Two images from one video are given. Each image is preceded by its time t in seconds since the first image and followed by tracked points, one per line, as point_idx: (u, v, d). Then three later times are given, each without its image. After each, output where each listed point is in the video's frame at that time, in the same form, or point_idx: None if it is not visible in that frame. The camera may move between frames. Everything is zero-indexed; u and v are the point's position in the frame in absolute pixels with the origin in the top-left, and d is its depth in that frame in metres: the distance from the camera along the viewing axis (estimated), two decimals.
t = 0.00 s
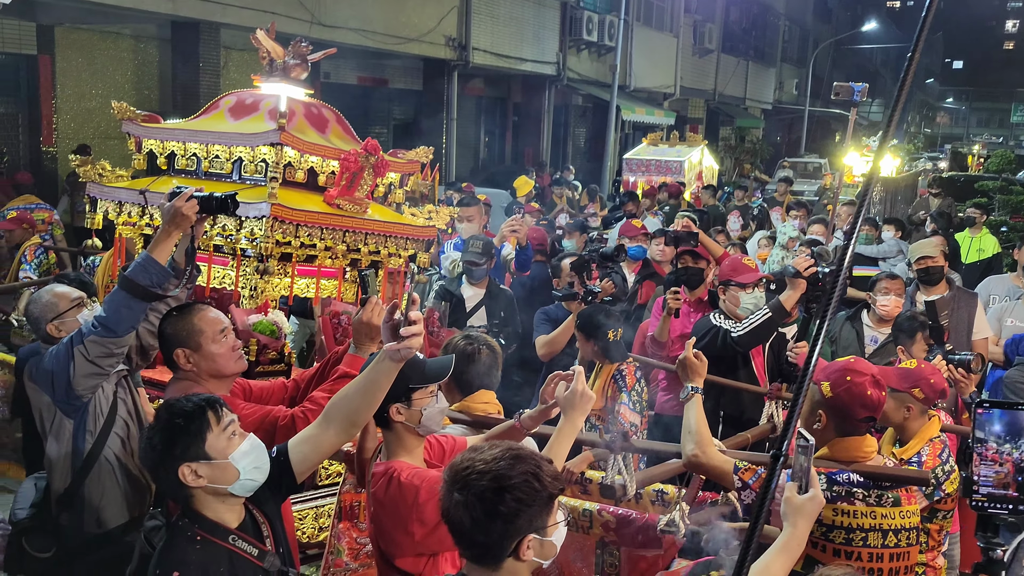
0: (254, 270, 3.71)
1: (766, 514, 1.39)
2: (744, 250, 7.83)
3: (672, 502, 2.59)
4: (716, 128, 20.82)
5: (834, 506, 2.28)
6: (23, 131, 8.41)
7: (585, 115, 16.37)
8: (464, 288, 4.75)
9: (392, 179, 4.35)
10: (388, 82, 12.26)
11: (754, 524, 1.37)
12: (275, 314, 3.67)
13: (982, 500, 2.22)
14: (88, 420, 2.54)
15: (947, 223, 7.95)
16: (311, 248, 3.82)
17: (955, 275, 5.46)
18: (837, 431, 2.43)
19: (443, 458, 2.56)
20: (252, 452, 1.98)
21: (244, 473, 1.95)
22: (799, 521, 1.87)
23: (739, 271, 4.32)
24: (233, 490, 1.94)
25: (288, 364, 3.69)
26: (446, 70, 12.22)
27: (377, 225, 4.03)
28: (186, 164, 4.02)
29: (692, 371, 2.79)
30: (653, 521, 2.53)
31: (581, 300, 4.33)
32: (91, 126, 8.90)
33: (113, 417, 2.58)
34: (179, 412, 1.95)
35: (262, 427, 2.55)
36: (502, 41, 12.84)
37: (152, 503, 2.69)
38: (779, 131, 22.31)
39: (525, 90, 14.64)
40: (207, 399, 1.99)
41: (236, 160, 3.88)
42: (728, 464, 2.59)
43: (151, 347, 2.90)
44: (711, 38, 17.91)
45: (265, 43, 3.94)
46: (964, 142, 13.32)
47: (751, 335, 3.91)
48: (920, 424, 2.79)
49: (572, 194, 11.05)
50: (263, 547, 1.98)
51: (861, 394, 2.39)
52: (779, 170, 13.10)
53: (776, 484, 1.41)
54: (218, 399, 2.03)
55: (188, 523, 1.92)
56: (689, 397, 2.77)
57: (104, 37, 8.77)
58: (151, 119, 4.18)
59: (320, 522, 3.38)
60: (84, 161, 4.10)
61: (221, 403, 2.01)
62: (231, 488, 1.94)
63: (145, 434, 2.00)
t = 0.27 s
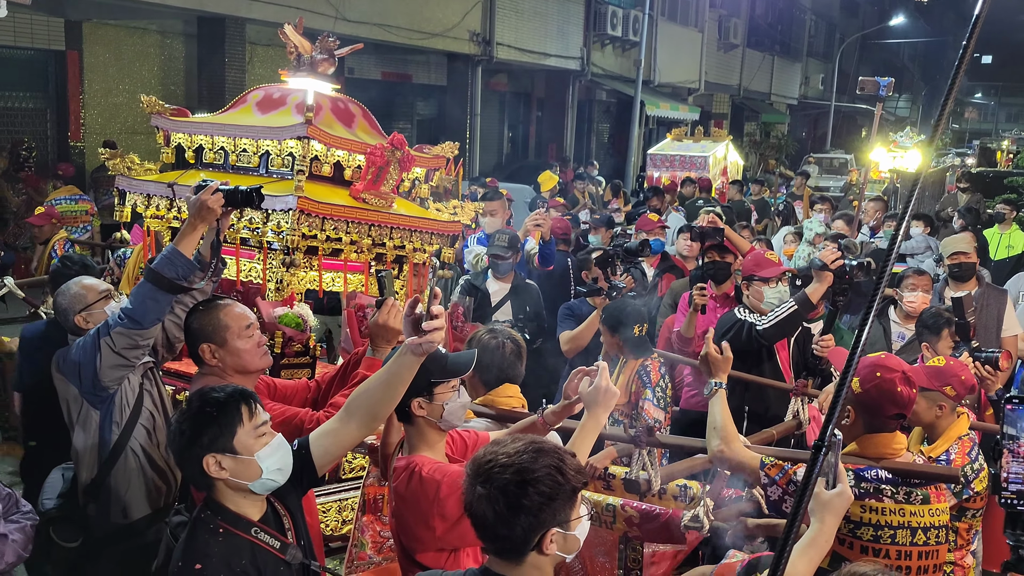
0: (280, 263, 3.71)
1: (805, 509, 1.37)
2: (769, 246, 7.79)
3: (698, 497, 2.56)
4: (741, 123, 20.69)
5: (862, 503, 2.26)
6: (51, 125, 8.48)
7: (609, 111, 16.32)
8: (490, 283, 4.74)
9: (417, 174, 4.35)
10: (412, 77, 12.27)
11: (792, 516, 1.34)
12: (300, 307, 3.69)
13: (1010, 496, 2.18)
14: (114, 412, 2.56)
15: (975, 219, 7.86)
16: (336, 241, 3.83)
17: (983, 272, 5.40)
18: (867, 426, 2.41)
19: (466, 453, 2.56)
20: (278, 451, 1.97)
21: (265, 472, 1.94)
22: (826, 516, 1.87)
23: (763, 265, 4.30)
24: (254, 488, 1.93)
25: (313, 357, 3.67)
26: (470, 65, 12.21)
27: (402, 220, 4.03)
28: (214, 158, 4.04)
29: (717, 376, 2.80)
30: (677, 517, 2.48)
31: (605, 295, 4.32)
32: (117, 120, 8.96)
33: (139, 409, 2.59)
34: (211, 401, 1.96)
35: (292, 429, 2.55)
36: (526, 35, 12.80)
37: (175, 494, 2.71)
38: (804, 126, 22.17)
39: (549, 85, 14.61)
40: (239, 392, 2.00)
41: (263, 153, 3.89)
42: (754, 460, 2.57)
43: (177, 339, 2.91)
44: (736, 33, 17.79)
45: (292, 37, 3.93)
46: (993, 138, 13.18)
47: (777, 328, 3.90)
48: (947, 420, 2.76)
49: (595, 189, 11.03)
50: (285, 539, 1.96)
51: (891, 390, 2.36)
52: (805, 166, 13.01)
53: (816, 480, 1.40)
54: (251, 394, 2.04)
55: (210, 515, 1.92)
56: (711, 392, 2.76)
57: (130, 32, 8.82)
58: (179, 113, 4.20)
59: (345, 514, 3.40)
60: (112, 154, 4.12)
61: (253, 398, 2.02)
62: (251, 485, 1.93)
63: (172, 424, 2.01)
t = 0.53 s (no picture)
0: (296, 258, 3.69)
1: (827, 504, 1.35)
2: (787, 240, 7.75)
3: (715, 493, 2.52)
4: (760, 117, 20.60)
5: (882, 499, 2.21)
6: (71, 119, 8.52)
7: (626, 105, 16.27)
8: (506, 276, 4.72)
9: (433, 167, 4.34)
10: (429, 71, 12.27)
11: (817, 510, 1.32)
12: (316, 302, 3.70)
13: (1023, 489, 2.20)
14: (130, 403, 2.55)
15: (997, 214, 7.80)
16: (352, 236, 3.82)
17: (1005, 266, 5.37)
18: (887, 421, 2.38)
19: (480, 448, 2.56)
20: (297, 443, 1.97)
21: (284, 464, 1.94)
22: (841, 508, 1.88)
23: (780, 260, 4.27)
24: (271, 480, 1.93)
25: (329, 351, 3.67)
26: (487, 59, 12.19)
27: (418, 213, 4.01)
28: (230, 152, 4.04)
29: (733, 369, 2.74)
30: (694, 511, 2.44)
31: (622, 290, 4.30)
32: (136, 115, 9.00)
33: (155, 402, 2.58)
34: (231, 391, 1.96)
35: (307, 431, 2.46)
36: (544, 29, 12.77)
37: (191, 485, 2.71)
38: (824, 121, 22.04)
39: (566, 79, 14.58)
40: (260, 383, 2.00)
41: (279, 147, 3.88)
42: (773, 455, 2.53)
43: (194, 333, 2.91)
44: (755, 27, 17.68)
45: (307, 30, 3.92)
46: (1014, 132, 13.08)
47: (795, 321, 3.87)
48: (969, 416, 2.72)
49: (612, 183, 10.99)
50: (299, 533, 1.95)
51: (911, 385, 2.33)
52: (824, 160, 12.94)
53: (838, 475, 1.38)
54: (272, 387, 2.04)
55: (224, 509, 1.90)
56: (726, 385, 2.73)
57: (147, 26, 8.86)
58: (195, 108, 4.20)
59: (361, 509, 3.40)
60: (129, 149, 4.13)
61: (272, 391, 2.02)
62: (269, 477, 1.93)
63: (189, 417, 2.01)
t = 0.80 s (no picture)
0: (302, 249, 3.70)
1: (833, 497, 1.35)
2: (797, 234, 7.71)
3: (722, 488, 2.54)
4: (770, 111, 20.50)
5: (889, 493, 2.19)
6: (80, 111, 8.53)
7: (635, 99, 16.22)
8: (507, 269, 4.71)
9: (440, 159, 4.33)
10: (438, 64, 12.26)
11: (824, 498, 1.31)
12: (323, 295, 3.73)
13: None
14: (136, 396, 2.54)
15: (1009, 207, 7.77)
16: (358, 228, 3.83)
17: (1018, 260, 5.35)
18: (893, 416, 2.36)
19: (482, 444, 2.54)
20: (307, 433, 1.99)
21: (297, 454, 1.95)
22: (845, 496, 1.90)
23: (789, 253, 4.26)
24: (285, 470, 1.94)
25: (336, 344, 3.67)
26: (496, 52, 12.16)
27: (425, 205, 4.00)
28: (237, 144, 4.04)
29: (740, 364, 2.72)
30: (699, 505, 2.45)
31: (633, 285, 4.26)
32: (145, 108, 9.01)
33: (160, 395, 2.57)
34: (242, 383, 1.95)
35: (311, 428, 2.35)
36: (553, 22, 12.74)
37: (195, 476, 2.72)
38: (834, 115, 21.94)
39: (575, 73, 14.55)
40: (269, 376, 1.99)
41: (286, 139, 3.87)
42: (778, 449, 2.52)
43: (199, 326, 2.90)
44: (766, 20, 17.60)
45: (314, 22, 3.90)
46: None
47: (806, 314, 3.86)
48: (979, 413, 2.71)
49: (622, 177, 10.96)
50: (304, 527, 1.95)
51: (917, 379, 2.32)
52: (835, 154, 12.88)
53: (845, 468, 1.38)
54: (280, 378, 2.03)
55: (229, 502, 1.90)
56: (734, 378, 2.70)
57: (157, 20, 8.87)
58: (202, 100, 4.19)
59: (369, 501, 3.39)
60: (137, 141, 4.14)
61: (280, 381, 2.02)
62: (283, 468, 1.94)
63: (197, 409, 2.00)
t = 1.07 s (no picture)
0: (302, 239, 3.71)
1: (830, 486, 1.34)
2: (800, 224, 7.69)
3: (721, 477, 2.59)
4: (773, 102, 20.42)
5: (888, 483, 2.18)
6: (82, 101, 8.51)
7: (638, 89, 16.18)
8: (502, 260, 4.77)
9: (441, 148, 4.30)
10: (440, 55, 12.23)
11: (819, 485, 1.32)
12: (323, 284, 3.71)
13: None
14: (130, 387, 2.52)
15: (1012, 198, 7.75)
16: (359, 217, 3.81)
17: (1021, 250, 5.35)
18: (893, 404, 2.36)
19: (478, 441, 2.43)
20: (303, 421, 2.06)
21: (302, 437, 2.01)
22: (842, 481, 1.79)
23: (791, 242, 4.27)
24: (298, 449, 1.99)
25: (336, 333, 3.67)
26: (499, 42, 12.12)
27: (426, 194, 3.99)
28: (238, 133, 4.02)
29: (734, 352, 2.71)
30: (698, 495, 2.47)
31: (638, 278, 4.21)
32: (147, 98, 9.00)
33: (155, 385, 2.56)
34: (242, 371, 1.97)
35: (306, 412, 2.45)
36: (556, 12, 12.70)
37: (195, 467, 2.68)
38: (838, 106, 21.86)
39: (578, 63, 14.51)
40: (264, 364, 2.01)
41: (286, 128, 3.86)
42: (774, 438, 2.50)
43: (196, 316, 2.88)
44: (769, 10, 17.54)
45: (316, 11, 3.88)
46: None
47: (807, 303, 3.85)
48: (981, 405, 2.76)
49: (624, 167, 10.94)
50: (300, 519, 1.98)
51: (915, 367, 2.32)
52: (838, 145, 12.85)
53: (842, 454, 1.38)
54: (269, 364, 2.05)
55: (224, 493, 1.90)
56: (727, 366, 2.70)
57: (157, 9, 8.84)
58: (203, 88, 4.17)
59: (369, 491, 3.39)
60: (138, 129, 4.12)
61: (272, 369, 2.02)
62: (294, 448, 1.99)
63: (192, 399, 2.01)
